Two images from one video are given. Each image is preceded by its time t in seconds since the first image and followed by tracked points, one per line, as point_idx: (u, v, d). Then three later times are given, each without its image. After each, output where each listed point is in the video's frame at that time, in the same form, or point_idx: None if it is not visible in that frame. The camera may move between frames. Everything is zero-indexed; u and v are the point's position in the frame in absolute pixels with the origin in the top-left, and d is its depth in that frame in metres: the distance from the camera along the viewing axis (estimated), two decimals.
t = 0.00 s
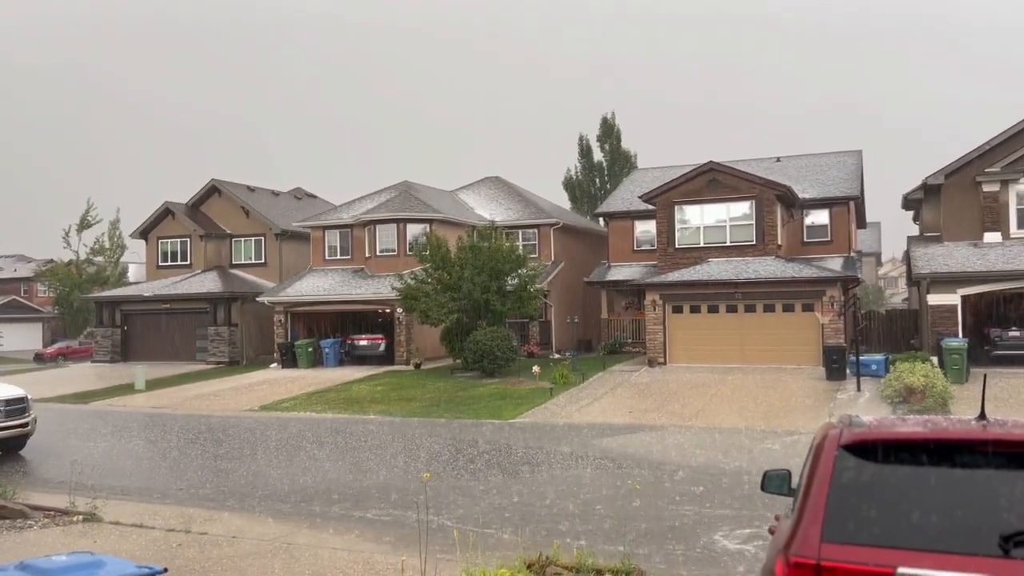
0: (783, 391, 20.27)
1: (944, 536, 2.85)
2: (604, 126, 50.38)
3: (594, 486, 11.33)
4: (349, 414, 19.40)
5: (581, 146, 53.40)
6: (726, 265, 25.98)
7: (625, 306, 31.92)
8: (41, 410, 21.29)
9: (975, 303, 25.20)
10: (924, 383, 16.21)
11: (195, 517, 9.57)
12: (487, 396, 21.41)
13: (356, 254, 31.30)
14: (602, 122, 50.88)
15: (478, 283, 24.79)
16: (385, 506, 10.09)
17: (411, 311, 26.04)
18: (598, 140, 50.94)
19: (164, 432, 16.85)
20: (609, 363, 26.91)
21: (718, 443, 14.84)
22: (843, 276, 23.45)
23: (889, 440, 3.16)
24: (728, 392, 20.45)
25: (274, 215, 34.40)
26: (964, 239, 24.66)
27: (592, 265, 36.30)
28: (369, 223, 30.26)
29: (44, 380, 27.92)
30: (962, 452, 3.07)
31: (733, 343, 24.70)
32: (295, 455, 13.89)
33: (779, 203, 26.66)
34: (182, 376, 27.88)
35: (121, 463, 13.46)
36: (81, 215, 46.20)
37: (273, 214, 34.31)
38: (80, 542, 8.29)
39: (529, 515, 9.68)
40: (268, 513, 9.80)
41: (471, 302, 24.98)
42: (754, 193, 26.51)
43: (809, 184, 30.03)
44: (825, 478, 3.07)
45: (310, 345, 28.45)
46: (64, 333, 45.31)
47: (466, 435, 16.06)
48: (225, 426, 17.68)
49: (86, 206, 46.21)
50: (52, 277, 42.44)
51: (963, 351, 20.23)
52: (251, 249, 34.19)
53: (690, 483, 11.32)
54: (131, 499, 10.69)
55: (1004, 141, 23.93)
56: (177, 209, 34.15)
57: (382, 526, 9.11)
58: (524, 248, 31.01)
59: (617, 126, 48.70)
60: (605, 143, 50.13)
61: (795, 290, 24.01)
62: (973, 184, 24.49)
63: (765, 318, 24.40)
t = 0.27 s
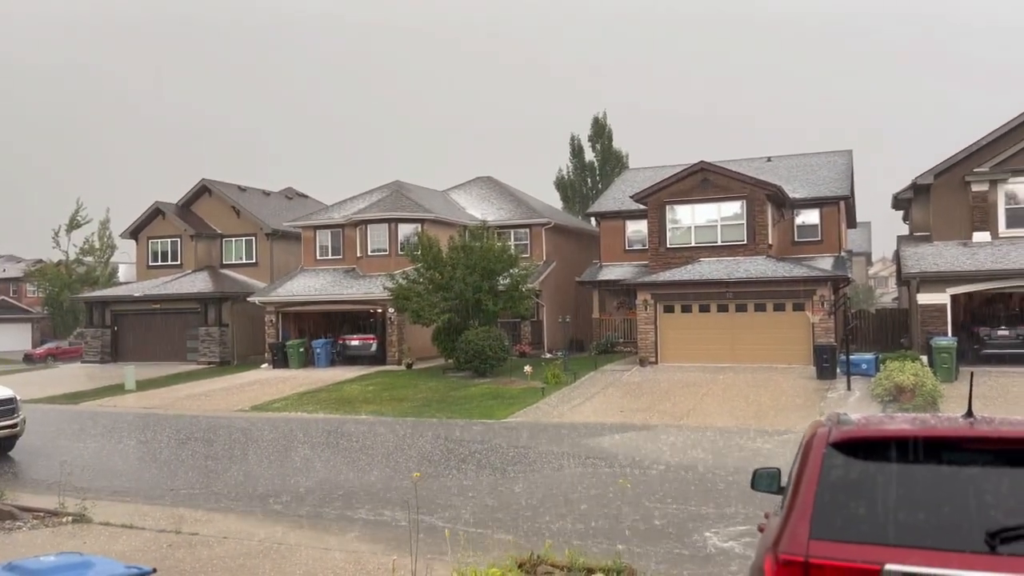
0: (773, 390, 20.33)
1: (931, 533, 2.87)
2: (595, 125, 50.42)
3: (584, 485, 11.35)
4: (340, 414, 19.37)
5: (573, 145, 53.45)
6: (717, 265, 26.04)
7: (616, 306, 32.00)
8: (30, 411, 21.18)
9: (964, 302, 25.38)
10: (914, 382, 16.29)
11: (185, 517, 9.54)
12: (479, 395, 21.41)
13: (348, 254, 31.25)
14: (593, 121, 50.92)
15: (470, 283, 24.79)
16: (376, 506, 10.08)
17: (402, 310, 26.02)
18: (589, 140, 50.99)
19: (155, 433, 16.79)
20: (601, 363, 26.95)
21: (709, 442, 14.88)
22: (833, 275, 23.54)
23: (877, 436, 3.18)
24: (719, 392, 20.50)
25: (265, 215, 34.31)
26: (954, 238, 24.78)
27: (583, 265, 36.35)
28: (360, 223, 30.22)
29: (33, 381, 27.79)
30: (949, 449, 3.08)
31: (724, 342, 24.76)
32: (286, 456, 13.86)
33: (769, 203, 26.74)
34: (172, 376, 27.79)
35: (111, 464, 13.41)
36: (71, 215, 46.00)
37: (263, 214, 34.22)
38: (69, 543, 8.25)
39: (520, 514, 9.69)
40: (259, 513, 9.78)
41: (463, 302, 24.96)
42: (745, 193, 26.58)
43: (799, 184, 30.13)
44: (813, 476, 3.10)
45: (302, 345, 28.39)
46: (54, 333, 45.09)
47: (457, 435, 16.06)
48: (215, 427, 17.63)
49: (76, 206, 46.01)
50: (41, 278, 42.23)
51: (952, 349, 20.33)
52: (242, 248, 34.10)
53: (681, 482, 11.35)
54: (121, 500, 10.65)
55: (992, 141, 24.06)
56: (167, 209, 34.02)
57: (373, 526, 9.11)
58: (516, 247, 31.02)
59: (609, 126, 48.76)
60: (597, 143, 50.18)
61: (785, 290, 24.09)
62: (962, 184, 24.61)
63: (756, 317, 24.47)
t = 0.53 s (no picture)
0: (762, 389, 20.40)
1: (915, 530, 2.88)
2: (585, 125, 50.48)
3: (573, 485, 11.36)
4: (329, 415, 19.32)
5: (562, 145, 53.51)
6: (706, 264, 26.11)
7: (606, 305, 32.16)
8: (17, 412, 21.04)
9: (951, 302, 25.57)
10: (902, 380, 16.39)
11: (172, 519, 9.49)
12: (468, 395, 21.40)
13: (337, 253, 31.17)
14: (583, 121, 50.97)
15: (460, 283, 24.77)
16: (365, 506, 10.06)
17: (392, 310, 25.98)
18: (579, 140, 51.05)
19: (142, 434, 16.70)
20: (591, 362, 26.99)
21: (698, 441, 14.91)
22: (822, 275, 23.63)
23: (863, 434, 3.19)
24: (708, 391, 20.55)
25: (253, 214, 34.19)
26: (941, 238, 24.92)
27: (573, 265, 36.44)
28: (349, 223, 30.15)
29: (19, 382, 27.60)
30: (934, 446, 3.09)
31: (713, 341, 24.83)
32: (275, 456, 13.81)
33: (758, 203, 26.81)
34: (160, 377, 27.66)
35: (98, 465, 13.33)
36: (58, 215, 45.70)
37: (252, 214, 34.09)
38: (55, 545, 8.20)
39: (508, 514, 9.68)
40: (247, 514, 9.74)
41: (452, 302, 24.93)
42: (734, 193, 26.65)
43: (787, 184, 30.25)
44: (799, 475, 3.11)
45: (291, 345, 28.30)
46: (40, 334, 44.78)
47: (447, 435, 16.05)
48: (204, 427, 17.54)
49: (63, 206, 45.72)
50: (28, 278, 41.94)
51: (939, 348, 20.44)
52: (230, 248, 33.97)
53: (670, 481, 11.38)
54: (108, 501, 10.59)
55: (979, 141, 24.22)
56: (155, 208, 33.86)
57: (362, 526, 9.10)
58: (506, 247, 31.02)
59: (598, 126, 48.84)
60: (586, 143, 50.24)
61: (774, 289, 24.17)
62: (949, 184, 24.75)
63: (745, 317, 24.55)
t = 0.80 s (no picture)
0: (750, 388, 20.48)
1: (898, 527, 2.90)
2: (573, 125, 50.52)
3: (561, 484, 11.38)
4: (317, 415, 19.26)
5: (550, 145, 53.55)
6: (694, 264, 26.19)
7: (594, 305, 32.16)
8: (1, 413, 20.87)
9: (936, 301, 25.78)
10: (887, 379, 16.50)
11: (158, 519, 9.45)
12: (456, 395, 21.39)
13: (325, 253, 31.09)
14: (571, 121, 51.02)
15: (448, 282, 24.75)
16: (352, 506, 10.04)
17: (380, 310, 25.94)
18: (567, 140, 51.09)
19: (128, 434, 16.60)
20: (579, 362, 27.02)
21: (686, 439, 14.97)
22: (808, 274, 23.74)
23: (848, 432, 3.21)
24: (695, 390, 20.62)
25: (241, 214, 34.05)
26: (926, 237, 25.08)
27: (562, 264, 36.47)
28: (337, 222, 30.07)
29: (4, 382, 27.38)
30: (919, 443, 3.11)
31: (701, 341, 24.91)
32: (262, 456, 13.76)
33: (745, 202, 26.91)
34: (147, 377, 27.50)
35: (84, 466, 13.24)
36: (43, 215, 45.36)
37: (239, 213, 33.95)
38: (40, 546, 8.14)
39: (496, 513, 9.68)
40: (234, 514, 9.70)
41: (441, 302, 24.91)
42: (721, 193, 26.74)
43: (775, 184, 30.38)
44: (785, 473, 3.13)
45: (278, 345, 28.20)
46: (25, 334, 44.44)
47: (435, 434, 16.03)
48: (191, 428, 17.45)
49: (48, 205, 45.38)
50: (12, 277, 41.61)
51: (925, 347, 20.60)
52: (217, 248, 33.82)
53: (658, 480, 11.42)
54: (94, 502, 10.52)
55: (963, 142, 24.41)
56: (142, 208, 33.67)
57: (350, 526, 9.09)
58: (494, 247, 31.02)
59: (587, 126, 48.90)
60: (575, 142, 50.29)
61: (761, 289, 24.27)
62: (935, 184, 24.92)
63: (732, 316, 24.64)
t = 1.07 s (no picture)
0: (735, 387, 20.56)
1: (881, 523, 2.92)
2: (561, 124, 50.54)
3: (547, 482, 11.40)
4: (303, 414, 19.20)
5: (538, 144, 53.59)
6: (681, 264, 26.28)
7: (582, 304, 32.23)
8: None
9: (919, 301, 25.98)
10: (872, 378, 16.62)
11: (143, 520, 9.40)
12: (444, 394, 21.40)
13: (311, 252, 30.99)
14: (559, 120, 51.04)
15: (435, 282, 24.73)
16: (337, 506, 10.02)
17: (367, 309, 25.89)
18: (554, 139, 51.11)
19: (113, 434, 16.50)
20: (566, 361, 27.10)
21: (672, 438, 15.02)
22: (794, 273, 23.85)
23: (830, 430, 3.23)
24: (682, 389, 20.69)
25: (226, 213, 33.88)
26: (911, 237, 25.25)
27: (549, 263, 36.51)
28: (324, 221, 29.98)
29: None
30: (902, 442, 3.14)
31: (687, 340, 24.99)
32: (248, 456, 13.71)
33: (731, 202, 27.02)
34: (131, 377, 27.35)
35: (68, 466, 13.16)
36: (26, 214, 45.00)
37: (225, 212, 33.78)
38: (23, 547, 8.09)
39: (482, 512, 9.68)
40: (219, 515, 9.65)
41: (428, 301, 24.89)
42: (708, 192, 26.81)
43: (761, 184, 30.51)
44: (768, 471, 3.16)
45: (264, 345, 28.10)
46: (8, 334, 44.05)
47: (421, 434, 16.01)
48: (176, 428, 17.35)
49: (31, 204, 45.00)
50: None
51: (909, 346, 20.75)
52: (202, 247, 33.65)
53: (643, 478, 11.47)
54: (77, 502, 10.45)
55: (947, 142, 24.60)
56: (126, 206, 33.45)
57: (336, 525, 9.08)
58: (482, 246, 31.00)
59: (574, 126, 48.93)
60: (562, 142, 50.31)
61: (747, 288, 24.38)
62: (919, 184, 25.09)
63: (718, 315, 24.75)
